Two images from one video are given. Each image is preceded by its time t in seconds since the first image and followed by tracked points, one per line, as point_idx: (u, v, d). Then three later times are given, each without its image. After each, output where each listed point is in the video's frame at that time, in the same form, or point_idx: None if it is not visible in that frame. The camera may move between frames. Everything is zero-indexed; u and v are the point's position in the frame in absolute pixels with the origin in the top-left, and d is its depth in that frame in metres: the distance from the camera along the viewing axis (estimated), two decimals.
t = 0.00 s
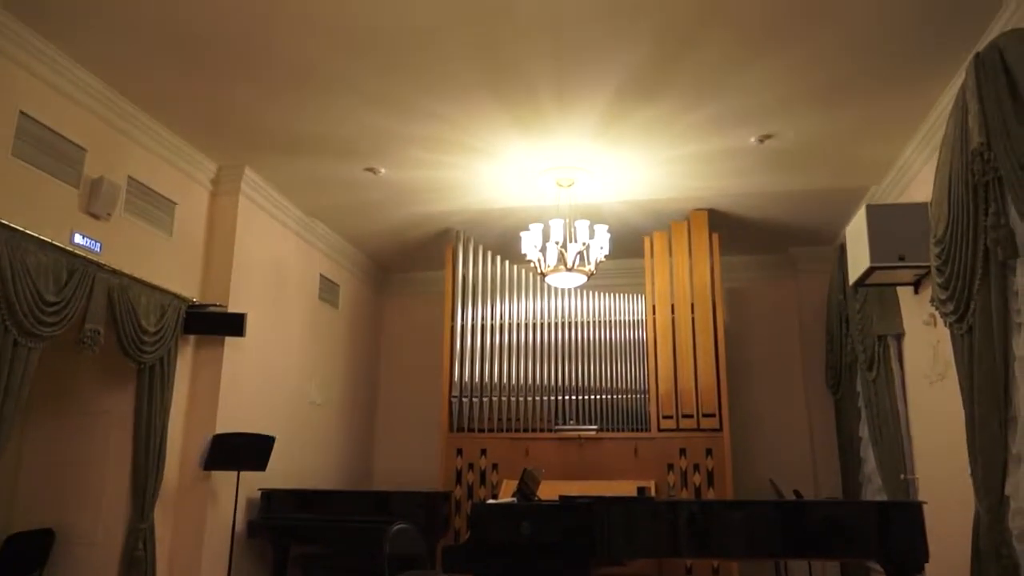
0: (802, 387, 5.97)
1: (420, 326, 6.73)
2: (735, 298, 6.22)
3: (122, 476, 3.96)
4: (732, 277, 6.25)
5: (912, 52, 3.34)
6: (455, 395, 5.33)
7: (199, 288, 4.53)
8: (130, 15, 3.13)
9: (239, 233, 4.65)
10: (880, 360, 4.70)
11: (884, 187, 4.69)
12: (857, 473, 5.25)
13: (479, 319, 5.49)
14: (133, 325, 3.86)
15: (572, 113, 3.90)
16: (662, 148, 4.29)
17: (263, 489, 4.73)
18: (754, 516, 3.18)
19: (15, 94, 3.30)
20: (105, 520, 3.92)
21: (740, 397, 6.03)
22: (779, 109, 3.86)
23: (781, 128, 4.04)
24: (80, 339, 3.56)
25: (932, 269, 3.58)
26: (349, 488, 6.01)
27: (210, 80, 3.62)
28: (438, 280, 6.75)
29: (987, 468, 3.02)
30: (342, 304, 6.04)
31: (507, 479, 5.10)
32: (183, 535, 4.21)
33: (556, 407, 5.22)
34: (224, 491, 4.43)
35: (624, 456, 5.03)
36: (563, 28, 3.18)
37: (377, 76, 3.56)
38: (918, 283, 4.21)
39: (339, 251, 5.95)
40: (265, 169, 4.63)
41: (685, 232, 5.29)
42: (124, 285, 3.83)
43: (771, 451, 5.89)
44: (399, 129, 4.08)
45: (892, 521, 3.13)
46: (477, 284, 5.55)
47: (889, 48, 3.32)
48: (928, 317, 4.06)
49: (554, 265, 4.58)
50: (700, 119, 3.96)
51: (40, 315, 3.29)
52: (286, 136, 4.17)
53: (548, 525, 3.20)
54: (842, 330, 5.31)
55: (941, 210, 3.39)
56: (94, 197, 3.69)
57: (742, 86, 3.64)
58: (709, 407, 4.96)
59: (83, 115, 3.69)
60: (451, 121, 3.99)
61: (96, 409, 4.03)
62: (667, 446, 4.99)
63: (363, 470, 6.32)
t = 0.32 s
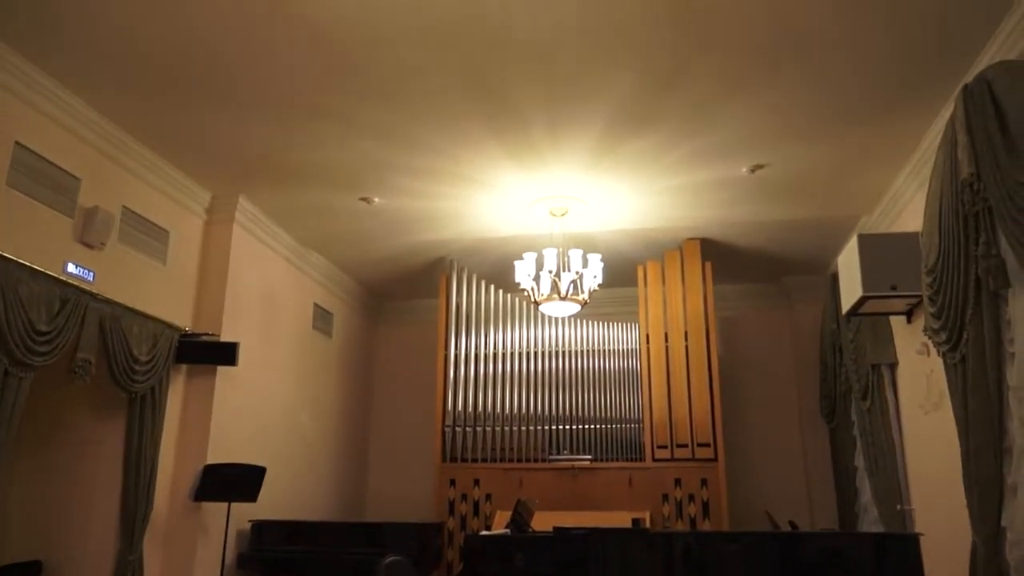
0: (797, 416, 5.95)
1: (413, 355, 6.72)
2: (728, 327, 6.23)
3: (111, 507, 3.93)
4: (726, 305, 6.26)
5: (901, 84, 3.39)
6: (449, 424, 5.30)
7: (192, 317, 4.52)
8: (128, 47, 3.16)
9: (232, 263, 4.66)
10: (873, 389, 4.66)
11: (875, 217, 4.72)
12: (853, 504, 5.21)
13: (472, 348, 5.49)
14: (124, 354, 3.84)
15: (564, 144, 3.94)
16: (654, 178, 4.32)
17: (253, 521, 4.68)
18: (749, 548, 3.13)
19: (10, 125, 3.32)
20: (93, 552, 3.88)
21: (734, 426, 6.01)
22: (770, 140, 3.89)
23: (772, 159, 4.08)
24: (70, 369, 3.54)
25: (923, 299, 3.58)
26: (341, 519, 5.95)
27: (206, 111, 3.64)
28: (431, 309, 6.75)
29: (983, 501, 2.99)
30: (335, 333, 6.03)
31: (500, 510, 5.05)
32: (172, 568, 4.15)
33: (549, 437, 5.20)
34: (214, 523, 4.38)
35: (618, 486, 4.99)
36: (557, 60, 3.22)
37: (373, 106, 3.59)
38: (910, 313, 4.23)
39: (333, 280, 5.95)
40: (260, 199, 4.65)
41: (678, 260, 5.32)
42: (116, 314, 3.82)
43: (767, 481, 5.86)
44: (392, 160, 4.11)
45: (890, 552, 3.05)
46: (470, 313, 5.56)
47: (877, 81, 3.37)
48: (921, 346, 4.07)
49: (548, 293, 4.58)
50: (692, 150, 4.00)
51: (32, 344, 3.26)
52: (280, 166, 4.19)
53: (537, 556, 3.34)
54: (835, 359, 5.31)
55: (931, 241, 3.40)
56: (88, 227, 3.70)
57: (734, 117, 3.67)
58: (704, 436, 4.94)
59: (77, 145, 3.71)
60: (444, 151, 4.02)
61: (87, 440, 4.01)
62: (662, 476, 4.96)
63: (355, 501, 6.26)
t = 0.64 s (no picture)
0: (794, 448, 5.92)
1: (408, 386, 6.69)
2: (724, 358, 6.22)
3: (102, 540, 3.88)
4: (721, 336, 6.26)
5: (891, 118, 3.43)
6: (444, 456, 5.26)
7: (187, 348, 4.51)
8: (127, 80, 3.19)
9: (228, 294, 4.66)
10: (870, 421, 4.66)
11: (869, 248, 4.74)
12: (852, 537, 5.15)
13: (468, 378, 5.48)
14: (118, 386, 3.82)
15: (558, 176, 3.97)
16: (648, 210, 4.35)
17: (246, 555, 4.62)
18: None
19: (9, 157, 3.34)
20: None
21: (731, 458, 5.97)
22: (762, 172, 3.92)
23: (765, 190, 4.10)
24: (63, 401, 3.51)
25: (918, 330, 3.58)
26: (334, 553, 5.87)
27: (204, 142, 3.67)
28: (426, 340, 6.74)
29: (982, 534, 2.97)
30: (330, 363, 6.01)
31: (496, 543, 4.98)
32: None
33: (546, 469, 5.17)
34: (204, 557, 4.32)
35: (614, 519, 4.94)
36: (554, 92, 3.26)
37: (369, 138, 3.62)
38: (906, 344, 4.23)
39: (328, 311, 5.95)
40: (256, 229, 4.66)
41: (673, 290, 5.33)
42: (110, 344, 3.80)
43: (765, 514, 5.80)
44: (388, 191, 4.13)
45: None
46: (466, 344, 5.56)
47: (867, 114, 3.41)
48: (918, 377, 4.06)
49: (544, 324, 4.58)
50: (687, 182, 4.03)
51: (25, 376, 3.24)
52: (276, 197, 4.22)
53: None
54: (832, 389, 5.30)
55: (924, 271, 3.41)
56: (85, 257, 3.71)
57: (728, 149, 3.71)
58: (701, 468, 4.90)
59: (75, 177, 3.73)
60: (439, 183, 4.04)
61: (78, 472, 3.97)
62: (659, 509, 4.91)
63: (348, 534, 6.19)
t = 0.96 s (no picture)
0: (794, 476, 5.88)
1: (406, 413, 6.66)
2: (723, 384, 6.20)
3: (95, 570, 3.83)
4: (720, 363, 6.25)
5: (887, 146, 3.46)
6: (441, 484, 5.20)
7: (184, 376, 4.50)
8: (129, 106, 3.21)
9: (226, 320, 4.66)
10: (870, 449, 4.63)
11: (867, 275, 4.75)
12: (854, 567, 5.09)
13: (466, 406, 5.45)
14: (114, 413, 3.80)
15: (556, 204, 3.99)
16: (646, 237, 4.37)
17: None
18: None
19: (9, 184, 3.36)
20: None
21: (731, 486, 5.93)
22: (759, 200, 3.95)
23: (762, 217, 4.12)
24: (58, 428, 3.48)
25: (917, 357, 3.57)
26: None
27: (204, 169, 3.69)
28: (424, 366, 6.72)
29: (985, 565, 2.95)
30: (327, 390, 5.98)
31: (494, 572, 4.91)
32: None
33: (545, 497, 5.14)
34: None
35: (614, 548, 4.89)
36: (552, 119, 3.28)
37: (368, 165, 3.64)
38: (905, 370, 4.22)
39: (327, 338, 5.94)
40: (255, 256, 4.67)
41: (671, 317, 5.33)
42: (107, 371, 3.79)
43: (766, 544, 5.75)
44: (387, 218, 4.15)
45: None
46: (464, 371, 5.54)
47: (863, 143, 3.44)
48: (917, 404, 4.05)
49: (542, 350, 4.57)
50: (684, 209, 4.05)
51: (21, 404, 3.22)
52: (276, 224, 4.23)
53: None
54: (832, 417, 5.27)
55: (922, 298, 3.41)
56: (83, 284, 3.72)
57: (725, 177, 3.73)
58: (701, 496, 4.86)
59: (75, 204, 3.75)
60: (438, 210, 4.06)
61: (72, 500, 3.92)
62: (659, 537, 4.85)
63: (344, 564, 6.11)
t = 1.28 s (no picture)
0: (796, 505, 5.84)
1: (405, 441, 6.62)
2: (723, 412, 6.18)
3: None
4: (720, 391, 6.24)
5: (884, 175, 3.48)
6: (440, 513, 5.14)
7: (182, 404, 4.48)
8: (131, 135, 3.24)
9: (226, 348, 4.65)
10: (872, 477, 4.60)
11: (866, 303, 4.76)
12: None
13: (466, 434, 5.43)
14: (111, 441, 3.78)
15: (555, 232, 4.01)
16: (646, 265, 4.38)
17: None
18: None
19: (11, 212, 3.38)
20: None
21: (733, 515, 5.88)
22: (758, 228, 3.96)
23: (761, 245, 4.14)
24: (56, 456, 3.46)
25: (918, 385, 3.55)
26: None
27: (205, 198, 3.71)
28: (424, 394, 6.70)
29: None
30: (326, 419, 5.96)
31: None
32: None
33: (545, 526, 5.10)
34: None
35: None
36: (551, 148, 3.31)
37: (368, 194, 3.66)
38: (906, 399, 4.20)
39: (326, 365, 5.93)
40: (255, 284, 4.68)
41: (671, 344, 5.33)
42: (105, 400, 3.78)
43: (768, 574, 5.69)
44: (387, 246, 4.17)
45: None
46: (464, 399, 5.52)
47: (860, 171, 3.46)
48: (919, 433, 4.03)
49: (542, 378, 4.55)
50: (683, 238, 4.06)
51: (18, 432, 3.20)
52: (276, 252, 4.25)
53: None
54: (833, 445, 5.25)
55: (922, 327, 3.41)
56: (83, 312, 3.72)
57: (724, 205, 3.75)
58: (702, 526, 4.81)
59: (76, 232, 3.76)
60: (438, 238, 4.08)
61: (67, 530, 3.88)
62: (661, 568, 4.77)
63: None
